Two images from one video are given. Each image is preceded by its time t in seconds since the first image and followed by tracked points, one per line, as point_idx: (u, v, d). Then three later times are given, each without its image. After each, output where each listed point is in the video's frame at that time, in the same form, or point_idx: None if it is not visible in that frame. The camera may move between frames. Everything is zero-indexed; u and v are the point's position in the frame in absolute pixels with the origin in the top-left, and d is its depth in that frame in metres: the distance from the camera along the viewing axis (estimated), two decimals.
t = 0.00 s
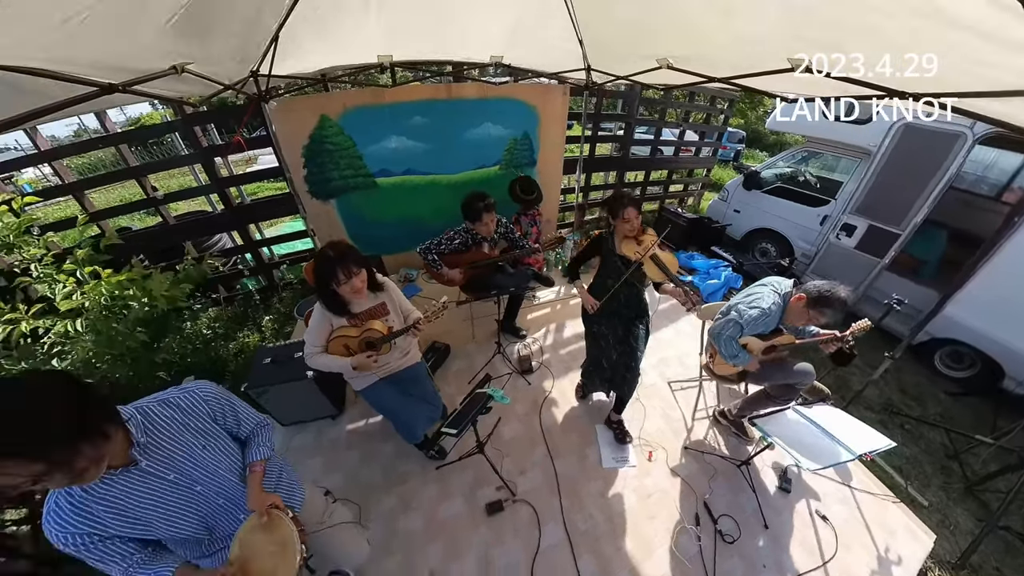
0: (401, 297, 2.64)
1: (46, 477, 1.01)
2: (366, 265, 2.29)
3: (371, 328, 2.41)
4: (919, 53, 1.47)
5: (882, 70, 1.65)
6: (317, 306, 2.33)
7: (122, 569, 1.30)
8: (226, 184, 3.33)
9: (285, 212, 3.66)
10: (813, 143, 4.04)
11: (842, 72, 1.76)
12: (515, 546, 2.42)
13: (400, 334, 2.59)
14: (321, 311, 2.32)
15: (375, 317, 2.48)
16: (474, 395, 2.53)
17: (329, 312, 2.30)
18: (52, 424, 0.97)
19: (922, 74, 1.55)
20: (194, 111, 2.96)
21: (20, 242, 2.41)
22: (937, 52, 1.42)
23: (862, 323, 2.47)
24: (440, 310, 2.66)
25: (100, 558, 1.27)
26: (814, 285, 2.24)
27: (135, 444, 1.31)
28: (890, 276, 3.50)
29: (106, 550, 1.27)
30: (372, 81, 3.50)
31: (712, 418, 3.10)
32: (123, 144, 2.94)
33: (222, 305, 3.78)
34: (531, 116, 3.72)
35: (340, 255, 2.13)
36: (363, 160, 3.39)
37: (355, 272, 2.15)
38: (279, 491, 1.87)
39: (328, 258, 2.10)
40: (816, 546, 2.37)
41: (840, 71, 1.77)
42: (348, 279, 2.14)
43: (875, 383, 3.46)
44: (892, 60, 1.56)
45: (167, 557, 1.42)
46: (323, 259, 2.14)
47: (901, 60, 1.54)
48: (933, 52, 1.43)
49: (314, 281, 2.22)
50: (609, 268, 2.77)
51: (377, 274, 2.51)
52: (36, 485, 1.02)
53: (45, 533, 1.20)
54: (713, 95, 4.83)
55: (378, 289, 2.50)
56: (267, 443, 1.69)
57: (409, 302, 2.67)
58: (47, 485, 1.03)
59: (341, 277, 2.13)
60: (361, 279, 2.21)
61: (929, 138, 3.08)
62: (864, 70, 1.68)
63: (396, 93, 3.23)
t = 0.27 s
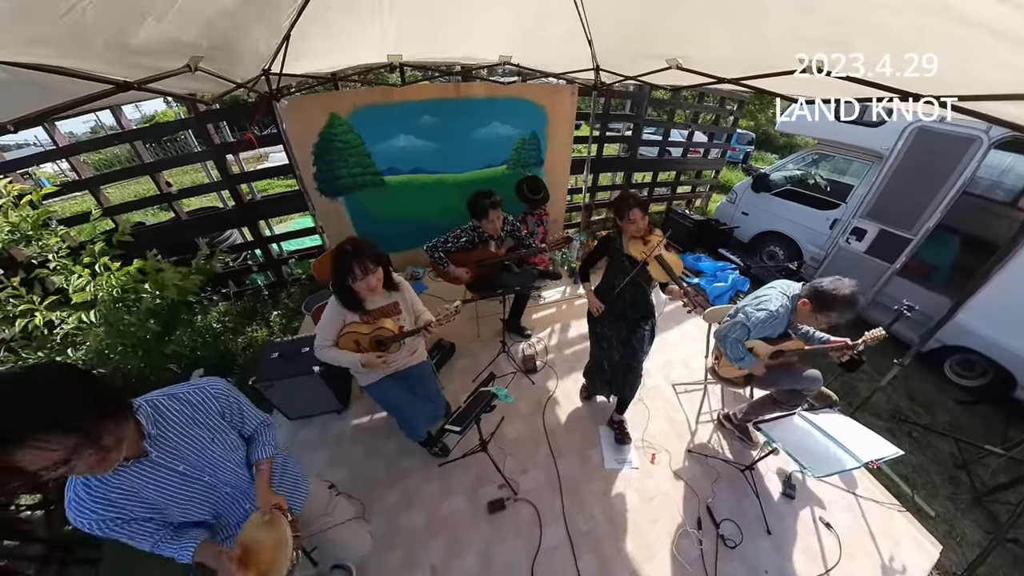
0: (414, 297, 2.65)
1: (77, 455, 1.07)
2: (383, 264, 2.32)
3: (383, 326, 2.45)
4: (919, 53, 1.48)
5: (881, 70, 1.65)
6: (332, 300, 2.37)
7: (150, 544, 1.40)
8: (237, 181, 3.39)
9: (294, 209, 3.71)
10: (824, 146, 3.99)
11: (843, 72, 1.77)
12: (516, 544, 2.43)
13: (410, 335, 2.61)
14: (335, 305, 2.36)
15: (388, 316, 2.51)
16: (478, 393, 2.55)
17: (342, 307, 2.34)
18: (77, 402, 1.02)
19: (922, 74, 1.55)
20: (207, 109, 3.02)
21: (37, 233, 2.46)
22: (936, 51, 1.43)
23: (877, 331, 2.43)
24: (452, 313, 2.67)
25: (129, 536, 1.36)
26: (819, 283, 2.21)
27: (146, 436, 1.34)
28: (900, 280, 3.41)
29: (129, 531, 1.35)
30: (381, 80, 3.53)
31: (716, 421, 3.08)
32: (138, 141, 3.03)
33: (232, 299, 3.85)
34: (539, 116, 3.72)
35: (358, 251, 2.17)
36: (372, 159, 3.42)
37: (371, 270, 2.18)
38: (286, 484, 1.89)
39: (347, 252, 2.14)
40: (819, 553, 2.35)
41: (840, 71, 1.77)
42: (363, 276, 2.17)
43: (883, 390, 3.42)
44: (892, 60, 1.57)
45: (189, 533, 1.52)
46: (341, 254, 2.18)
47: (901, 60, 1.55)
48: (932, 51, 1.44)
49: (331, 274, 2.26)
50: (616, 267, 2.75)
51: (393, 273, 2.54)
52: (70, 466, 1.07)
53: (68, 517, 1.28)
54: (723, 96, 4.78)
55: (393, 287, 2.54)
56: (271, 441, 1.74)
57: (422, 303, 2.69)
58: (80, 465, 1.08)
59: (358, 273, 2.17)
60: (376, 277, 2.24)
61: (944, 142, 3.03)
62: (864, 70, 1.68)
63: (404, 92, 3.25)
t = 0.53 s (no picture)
0: (420, 293, 2.68)
1: (111, 406, 1.20)
2: (391, 259, 2.36)
3: (387, 318, 2.49)
4: (919, 53, 1.49)
5: (881, 70, 1.66)
6: (341, 290, 2.42)
7: (160, 535, 1.43)
8: (249, 177, 3.46)
9: (305, 205, 3.78)
10: (837, 148, 3.93)
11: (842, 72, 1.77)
12: (516, 541, 2.45)
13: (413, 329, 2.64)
14: (343, 296, 2.41)
15: (393, 309, 2.55)
16: (483, 391, 2.57)
17: (350, 297, 2.39)
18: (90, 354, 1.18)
19: (922, 74, 1.56)
20: (221, 106, 3.08)
21: (59, 226, 2.54)
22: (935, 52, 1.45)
23: (889, 334, 2.39)
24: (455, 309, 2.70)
25: (140, 525, 1.39)
26: (820, 281, 2.19)
27: (157, 424, 1.40)
28: (912, 287, 3.35)
29: (137, 523, 1.38)
30: (392, 79, 3.58)
31: (720, 425, 3.06)
32: (155, 137, 3.09)
33: (243, 293, 3.93)
34: (548, 116, 3.73)
35: (369, 247, 2.21)
36: (382, 157, 3.46)
37: (379, 266, 2.22)
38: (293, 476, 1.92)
39: (358, 250, 2.19)
40: (821, 561, 2.32)
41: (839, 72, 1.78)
42: (371, 271, 2.22)
43: (890, 398, 3.37)
44: (892, 60, 1.58)
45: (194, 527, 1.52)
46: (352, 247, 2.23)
47: (902, 60, 1.56)
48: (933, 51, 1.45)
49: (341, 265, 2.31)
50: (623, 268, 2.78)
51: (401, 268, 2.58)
52: (112, 410, 1.19)
53: (80, 510, 1.31)
54: (734, 97, 4.73)
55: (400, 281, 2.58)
56: (281, 427, 1.80)
57: (427, 298, 2.71)
58: (120, 408, 1.21)
59: (366, 268, 2.21)
60: (384, 272, 2.28)
61: (959, 145, 2.96)
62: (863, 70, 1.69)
63: (415, 91, 3.29)
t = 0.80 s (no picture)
0: (420, 288, 2.70)
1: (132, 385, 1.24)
2: (388, 256, 2.38)
3: (388, 315, 2.51)
4: (919, 53, 1.49)
5: (881, 70, 1.66)
6: (340, 289, 2.44)
7: (170, 520, 1.45)
8: (260, 175, 3.51)
9: (314, 203, 3.82)
10: (848, 152, 3.88)
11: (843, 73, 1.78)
12: (517, 540, 2.47)
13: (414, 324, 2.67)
14: (343, 294, 2.44)
15: (393, 305, 2.58)
16: (487, 390, 2.59)
17: (349, 296, 2.42)
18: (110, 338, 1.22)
19: (922, 74, 1.56)
20: (234, 105, 3.14)
21: (78, 219, 2.61)
22: (935, 51, 1.44)
23: (895, 335, 2.36)
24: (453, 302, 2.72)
25: (151, 511, 1.41)
26: (824, 283, 2.14)
27: (167, 412, 1.44)
28: (922, 293, 3.31)
29: (147, 509, 1.40)
30: (402, 79, 3.60)
31: (724, 429, 3.04)
32: (168, 134, 3.16)
33: (252, 288, 4.00)
34: (556, 116, 3.72)
35: (366, 244, 2.22)
36: (390, 155, 3.49)
37: (376, 263, 2.24)
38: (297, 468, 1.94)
39: (354, 248, 2.20)
40: (824, 569, 2.30)
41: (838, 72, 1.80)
42: (369, 269, 2.23)
43: (898, 406, 3.32)
44: (892, 60, 1.58)
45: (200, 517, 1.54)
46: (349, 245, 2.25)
47: (902, 60, 1.56)
48: (932, 51, 1.45)
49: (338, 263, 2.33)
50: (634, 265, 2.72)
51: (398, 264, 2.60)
52: (130, 389, 1.23)
53: (90, 496, 1.33)
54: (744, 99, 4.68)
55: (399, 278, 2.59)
56: (285, 421, 1.84)
57: (427, 292, 2.72)
58: (138, 388, 1.25)
59: (364, 266, 2.23)
60: (382, 269, 2.30)
61: (975, 149, 2.90)
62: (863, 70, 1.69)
63: (424, 90, 3.31)
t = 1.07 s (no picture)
0: (423, 287, 2.72)
1: (142, 377, 1.28)
2: (388, 256, 2.40)
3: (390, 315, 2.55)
4: (919, 53, 1.48)
5: (880, 71, 1.62)
6: (343, 292, 2.50)
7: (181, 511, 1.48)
8: (270, 172, 3.57)
9: (323, 200, 3.87)
10: (859, 154, 3.82)
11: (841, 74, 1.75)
12: (517, 537, 2.48)
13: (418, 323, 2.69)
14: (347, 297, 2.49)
15: (395, 305, 2.61)
16: (490, 387, 2.60)
17: (352, 299, 2.47)
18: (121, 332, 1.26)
19: (922, 74, 1.54)
20: (246, 103, 3.20)
21: (95, 214, 2.69)
22: (937, 51, 1.43)
23: (902, 336, 2.32)
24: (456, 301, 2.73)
25: (163, 500, 1.44)
26: (821, 278, 2.15)
27: (180, 404, 1.48)
28: (932, 299, 3.27)
29: (159, 498, 1.43)
30: (411, 78, 3.62)
31: (728, 432, 3.02)
32: (182, 131, 3.23)
33: (261, 283, 4.08)
34: (563, 116, 3.72)
35: (363, 244, 2.25)
36: (398, 154, 3.52)
37: (375, 262, 2.27)
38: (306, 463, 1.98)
39: (351, 248, 2.23)
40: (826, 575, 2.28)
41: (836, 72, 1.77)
42: (369, 269, 2.26)
43: (905, 412, 3.27)
44: (892, 60, 1.55)
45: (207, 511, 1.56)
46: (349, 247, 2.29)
47: (902, 60, 1.54)
48: (932, 51, 1.44)
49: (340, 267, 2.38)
50: (636, 267, 2.74)
51: (399, 263, 2.63)
52: (140, 383, 1.27)
53: (104, 484, 1.36)
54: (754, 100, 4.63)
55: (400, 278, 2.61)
56: (291, 418, 1.89)
57: (430, 290, 2.74)
58: (148, 382, 1.29)
59: (364, 266, 2.26)
60: (381, 269, 2.33)
61: (989, 153, 2.84)
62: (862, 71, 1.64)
63: (433, 90, 3.33)
